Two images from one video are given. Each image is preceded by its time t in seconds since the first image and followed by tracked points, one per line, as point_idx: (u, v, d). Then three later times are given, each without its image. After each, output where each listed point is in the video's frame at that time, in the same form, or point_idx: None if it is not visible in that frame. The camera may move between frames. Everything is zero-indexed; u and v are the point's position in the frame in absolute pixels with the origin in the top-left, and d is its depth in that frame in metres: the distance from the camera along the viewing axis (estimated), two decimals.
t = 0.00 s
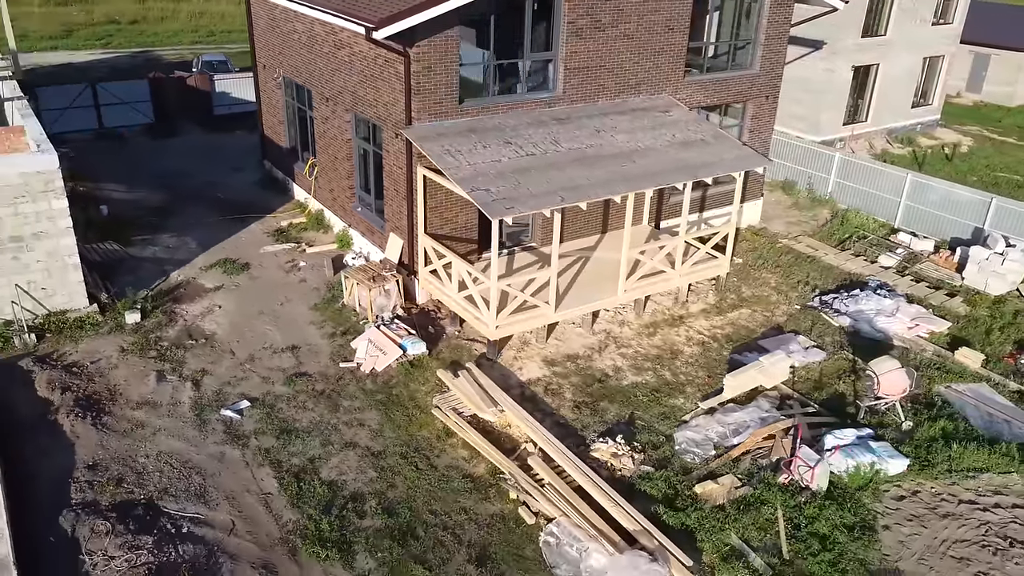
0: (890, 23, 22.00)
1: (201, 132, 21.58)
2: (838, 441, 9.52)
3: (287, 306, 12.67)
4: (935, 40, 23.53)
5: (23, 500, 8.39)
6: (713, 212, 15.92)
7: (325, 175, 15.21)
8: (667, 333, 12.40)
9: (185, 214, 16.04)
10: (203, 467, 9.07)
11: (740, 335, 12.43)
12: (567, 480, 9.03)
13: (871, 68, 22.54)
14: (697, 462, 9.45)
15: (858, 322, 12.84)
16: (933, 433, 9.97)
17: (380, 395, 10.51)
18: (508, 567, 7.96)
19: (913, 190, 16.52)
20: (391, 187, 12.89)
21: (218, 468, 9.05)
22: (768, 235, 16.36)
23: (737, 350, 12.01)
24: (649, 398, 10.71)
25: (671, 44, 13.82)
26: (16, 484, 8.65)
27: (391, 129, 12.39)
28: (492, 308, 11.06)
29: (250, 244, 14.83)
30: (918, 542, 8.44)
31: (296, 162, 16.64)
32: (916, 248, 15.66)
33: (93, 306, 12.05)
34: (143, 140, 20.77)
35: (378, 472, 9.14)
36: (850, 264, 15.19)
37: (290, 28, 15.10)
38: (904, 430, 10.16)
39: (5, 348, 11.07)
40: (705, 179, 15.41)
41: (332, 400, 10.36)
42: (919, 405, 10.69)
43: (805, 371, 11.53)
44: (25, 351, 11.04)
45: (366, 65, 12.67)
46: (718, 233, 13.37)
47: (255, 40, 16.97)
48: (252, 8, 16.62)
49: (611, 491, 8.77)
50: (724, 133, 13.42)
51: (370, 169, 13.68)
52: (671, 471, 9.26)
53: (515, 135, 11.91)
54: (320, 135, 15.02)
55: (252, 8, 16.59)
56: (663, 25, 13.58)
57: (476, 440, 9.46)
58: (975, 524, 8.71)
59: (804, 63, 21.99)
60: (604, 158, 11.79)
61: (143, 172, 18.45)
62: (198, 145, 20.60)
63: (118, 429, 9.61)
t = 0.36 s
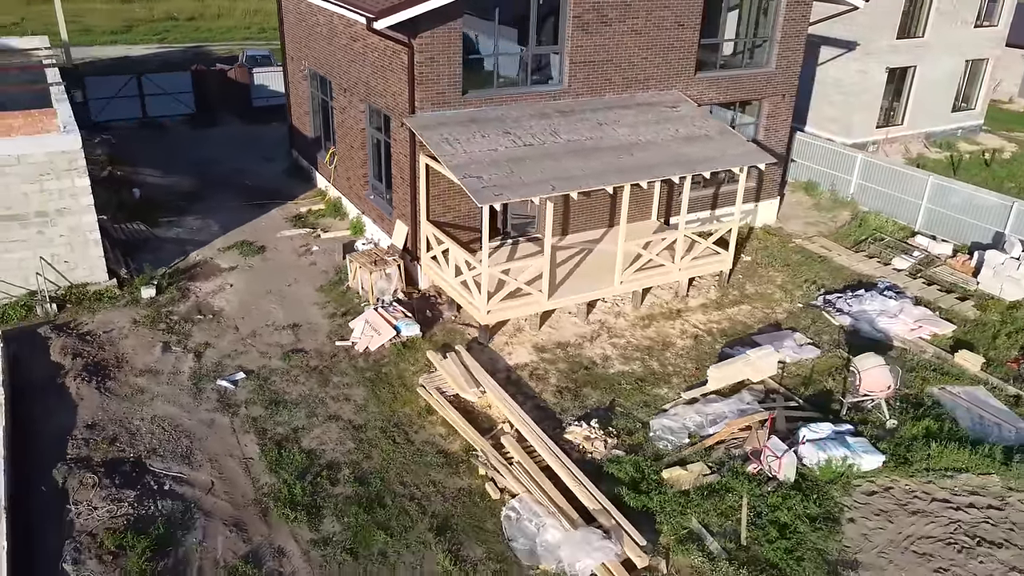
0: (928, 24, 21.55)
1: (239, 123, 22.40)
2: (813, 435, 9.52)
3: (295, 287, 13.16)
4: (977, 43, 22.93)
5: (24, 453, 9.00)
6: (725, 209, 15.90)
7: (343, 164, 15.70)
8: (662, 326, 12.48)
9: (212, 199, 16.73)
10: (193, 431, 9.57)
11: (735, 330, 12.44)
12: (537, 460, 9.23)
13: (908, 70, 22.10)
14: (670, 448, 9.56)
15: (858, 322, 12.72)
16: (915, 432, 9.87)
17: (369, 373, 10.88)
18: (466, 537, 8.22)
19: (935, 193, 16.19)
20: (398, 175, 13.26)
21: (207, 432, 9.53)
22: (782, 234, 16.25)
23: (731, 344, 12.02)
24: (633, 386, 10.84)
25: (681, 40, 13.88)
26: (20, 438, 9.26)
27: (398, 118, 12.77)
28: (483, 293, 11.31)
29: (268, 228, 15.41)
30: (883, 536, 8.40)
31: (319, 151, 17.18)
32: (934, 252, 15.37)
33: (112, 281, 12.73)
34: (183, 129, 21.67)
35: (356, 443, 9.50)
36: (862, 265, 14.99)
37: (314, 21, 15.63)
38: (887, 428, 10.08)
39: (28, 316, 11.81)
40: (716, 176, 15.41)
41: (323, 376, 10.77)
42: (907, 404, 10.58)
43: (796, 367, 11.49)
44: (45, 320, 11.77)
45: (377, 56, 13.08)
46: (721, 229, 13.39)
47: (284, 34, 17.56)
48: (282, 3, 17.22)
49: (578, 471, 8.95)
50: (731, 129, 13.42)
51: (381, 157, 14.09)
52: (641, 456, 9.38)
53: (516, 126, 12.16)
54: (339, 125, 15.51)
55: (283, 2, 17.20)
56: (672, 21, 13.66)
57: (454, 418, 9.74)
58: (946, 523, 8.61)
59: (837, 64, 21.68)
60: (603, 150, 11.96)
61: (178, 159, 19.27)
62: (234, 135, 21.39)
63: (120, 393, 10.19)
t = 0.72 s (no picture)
0: (968, 33, 21.10)
1: (278, 122, 23.22)
2: (789, 434, 9.53)
3: (306, 277, 13.67)
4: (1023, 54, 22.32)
5: (33, 418, 9.64)
6: (739, 215, 15.86)
7: (364, 161, 16.21)
8: (659, 325, 12.57)
9: (241, 192, 17.44)
10: (190, 404, 10.09)
11: (732, 332, 12.46)
12: (512, 446, 9.47)
13: (946, 81, 21.65)
14: (646, 441, 9.68)
15: (860, 328, 12.60)
16: (898, 437, 9.78)
17: (364, 359, 11.27)
18: (432, 515, 8.50)
19: (958, 204, 15.86)
20: (408, 171, 13.67)
21: (202, 406, 10.05)
22: (797, 241, 16.15)
23: (726, 344, 12.06)
24: (620, 381, 10.98)
25: (693, 43, 13.99)
26: (32, 404, 9.92)
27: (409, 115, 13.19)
28: (478, 286, 11.61)
29: (290, 221, 16.01)
30: (847, 536, 8.38)
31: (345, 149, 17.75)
32: (953, 263, 15.07)
33: (136, 264, 13.45)
34: (225, 126, 22.59)
35: (341, 423, 9.88)
36: (875, 274, 14.81)
37: (341, 23, 16.21)
38: (871, 433, 9.99)
39: (55, 294, 12.57)
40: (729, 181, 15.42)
41: (320, 359, 11.21)
42: (896, 410, 10.47)
43: (788, 370, 11.46)
44: (71, 298, 12.51)
45: (392, 56, 13.54)
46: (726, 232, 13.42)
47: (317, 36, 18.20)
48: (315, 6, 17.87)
49: (549, 458, 9.15)
50: (738, 132, 13.45)
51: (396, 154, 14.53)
52: (615, 447, 9.52)
53: (519, 125, 12.44)
54: (361, 123, 16.03)
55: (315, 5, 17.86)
56: (684, 25, 13.79)
57: (436, 403, 10.05)
58: (916, 526, 8.54)
59: (872, 73, 21.38)
60: (603, 150, 12.15)
61: (216, 154, 20.11)
62: (272, 133, 22.20)
63: (128, 367, 10.81)
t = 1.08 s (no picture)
0: (1010, 49, 20.64)
1: (318, 128, 24.05)
2: (767, 436, 9.56)
3: (321, 272, 14.21)
4: None
5: (48, 390, 10.32)
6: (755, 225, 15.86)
7: (387, 164, 16.75)
8: (658, 329, 12.69)
9: (272, 192, 18.18)
10: (193, 384, 10.65)
11: (731, 338, 12.50)
12: (491, 436, 9.74)
13: (986, 97, 21.20)
14: (625, 437, 9.83)
15: (863, 339, 12.49)
16: (881, 445, 9.71)
17: (363, 350, 11.69)
18: (405, 496, 8.82)
19: (982, 220, 15.54)
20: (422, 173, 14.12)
21: (204, 386, 10.60)
22: (814, 253, 16.05)
23: (723, 349, 12.11)
24: (609, 380, 11.15)
25: (706, 53, 14.13)
26: (49, 377, 10.61)
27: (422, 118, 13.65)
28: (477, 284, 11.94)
29: (314, 220, 16.62)
30: (814, 537, 8.38)
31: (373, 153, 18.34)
32: (973, 279, 14.78)
33: (162, 255, 14.19)
34: (267, 131, 23.51)
35: (332, 408, 10.29)
36: (889, 287, 14.64)
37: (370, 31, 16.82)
38: (856, 440, 9.94)
39: (86, 280, 13.36)
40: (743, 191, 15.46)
41: (322, 348, 11.67)
42: (884, 419, 10.39)
43: (782, 376, 11.45)
44: (99, 284, 13.28)
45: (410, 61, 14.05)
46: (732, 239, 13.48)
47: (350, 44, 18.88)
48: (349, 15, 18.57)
49: (525, 448, 9.37)
50: (746, 141, 13.51)
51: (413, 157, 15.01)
52: (593, 442, 9.70)
53: (526, 129, 12.77)
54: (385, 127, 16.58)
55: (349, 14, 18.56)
56: (697, 35, 13.96)
57: (424, 393, 10.38)
58: (885, 531, 8.49)
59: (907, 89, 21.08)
60: (605, 154, 12.38)
61: (255, 156, 20.97)
62: (311, 138, 23.01)
63: (142, 348, 11.45)
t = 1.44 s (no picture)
0: None
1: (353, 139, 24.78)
2: (748, 442, 9.61)
3: (336, 273, 14.71)
4: None
5: (65, 373, 10.95)
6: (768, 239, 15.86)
7: (409, 172, 17.24)
8: (658, 337, 12.81)
9: (300, 198, 18.85)
10: (200, 373, 11.17)
11: (730, 348, 12.54)
12: (476, 431, 10.00)
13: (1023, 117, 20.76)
14: (607, 438, 9.99)
15: (865, 353, 12.40)
16: (865, 456, 9.66)
17: (365, 347, 12.09)
18: (385, 484, 9.13)
19: (1003, 239, 15.24)
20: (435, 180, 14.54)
21: (209, 376, 11.11)
22: (828, 269, 15.95)
23: (720, 358, 12.18)
24: (601, 384, 11.32)
25: (718, 67, 14.28)
26: (68, 362, 11.25)
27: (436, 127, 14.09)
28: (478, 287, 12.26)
29: (337, 225, 17.19)
30: (783, 540, 8.41)
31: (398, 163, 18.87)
32: (990, 298, 14.49)
33: (188, 254, 14.87)
34: (304, 141, 24.33)
35: (327, 400, 10.69)
36: (902, 304, 14.47)
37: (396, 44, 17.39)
38: (841, 450, 9.91)
39: (114, 275, 14.08)
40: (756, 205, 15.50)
41: (326, 345, 12.11)
42: (874, 432, 10.32)
43: (776, 387, 11.46)
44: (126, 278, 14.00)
45: (427, 72, 14.53)
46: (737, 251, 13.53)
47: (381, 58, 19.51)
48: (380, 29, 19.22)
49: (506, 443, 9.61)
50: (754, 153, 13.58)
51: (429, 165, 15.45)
52: (575, 441, 9.88)
53: (533, 138, 13.09)
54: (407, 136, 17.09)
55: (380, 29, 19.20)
56: (708, 49, 14.11)
57: (416, 389, 10.70)
58: (857, 538, 8.47)
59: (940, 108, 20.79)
60: (609, 163, 12.61)
61: (289, 165, 21.73)
62: (345, 148, 23.74)
63: (157, 339, 12.05)
